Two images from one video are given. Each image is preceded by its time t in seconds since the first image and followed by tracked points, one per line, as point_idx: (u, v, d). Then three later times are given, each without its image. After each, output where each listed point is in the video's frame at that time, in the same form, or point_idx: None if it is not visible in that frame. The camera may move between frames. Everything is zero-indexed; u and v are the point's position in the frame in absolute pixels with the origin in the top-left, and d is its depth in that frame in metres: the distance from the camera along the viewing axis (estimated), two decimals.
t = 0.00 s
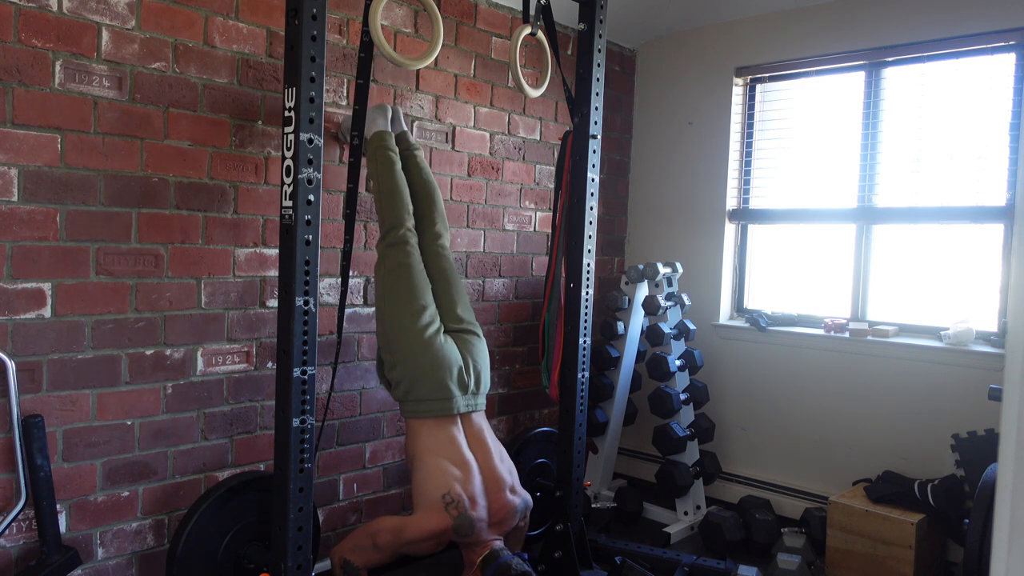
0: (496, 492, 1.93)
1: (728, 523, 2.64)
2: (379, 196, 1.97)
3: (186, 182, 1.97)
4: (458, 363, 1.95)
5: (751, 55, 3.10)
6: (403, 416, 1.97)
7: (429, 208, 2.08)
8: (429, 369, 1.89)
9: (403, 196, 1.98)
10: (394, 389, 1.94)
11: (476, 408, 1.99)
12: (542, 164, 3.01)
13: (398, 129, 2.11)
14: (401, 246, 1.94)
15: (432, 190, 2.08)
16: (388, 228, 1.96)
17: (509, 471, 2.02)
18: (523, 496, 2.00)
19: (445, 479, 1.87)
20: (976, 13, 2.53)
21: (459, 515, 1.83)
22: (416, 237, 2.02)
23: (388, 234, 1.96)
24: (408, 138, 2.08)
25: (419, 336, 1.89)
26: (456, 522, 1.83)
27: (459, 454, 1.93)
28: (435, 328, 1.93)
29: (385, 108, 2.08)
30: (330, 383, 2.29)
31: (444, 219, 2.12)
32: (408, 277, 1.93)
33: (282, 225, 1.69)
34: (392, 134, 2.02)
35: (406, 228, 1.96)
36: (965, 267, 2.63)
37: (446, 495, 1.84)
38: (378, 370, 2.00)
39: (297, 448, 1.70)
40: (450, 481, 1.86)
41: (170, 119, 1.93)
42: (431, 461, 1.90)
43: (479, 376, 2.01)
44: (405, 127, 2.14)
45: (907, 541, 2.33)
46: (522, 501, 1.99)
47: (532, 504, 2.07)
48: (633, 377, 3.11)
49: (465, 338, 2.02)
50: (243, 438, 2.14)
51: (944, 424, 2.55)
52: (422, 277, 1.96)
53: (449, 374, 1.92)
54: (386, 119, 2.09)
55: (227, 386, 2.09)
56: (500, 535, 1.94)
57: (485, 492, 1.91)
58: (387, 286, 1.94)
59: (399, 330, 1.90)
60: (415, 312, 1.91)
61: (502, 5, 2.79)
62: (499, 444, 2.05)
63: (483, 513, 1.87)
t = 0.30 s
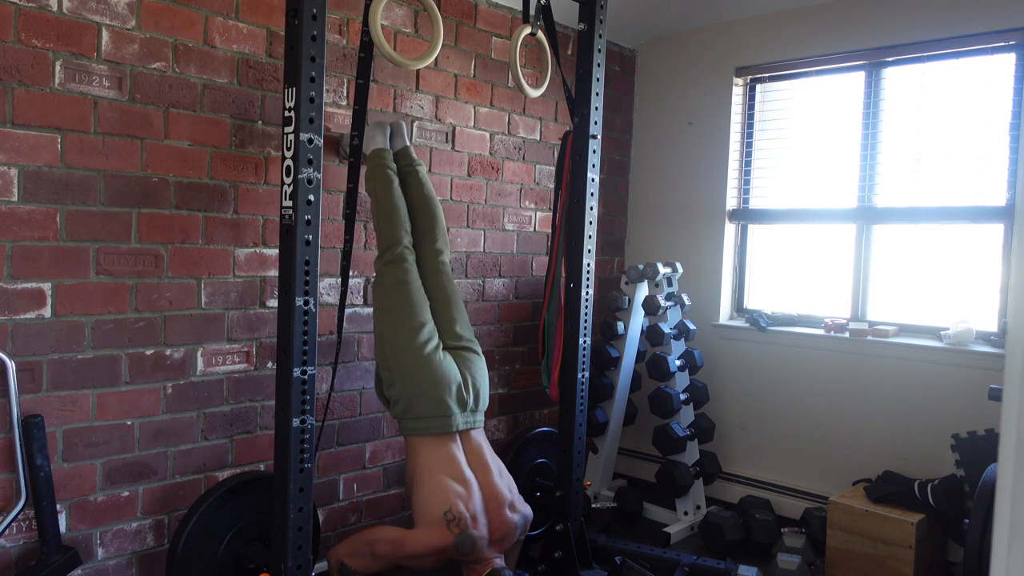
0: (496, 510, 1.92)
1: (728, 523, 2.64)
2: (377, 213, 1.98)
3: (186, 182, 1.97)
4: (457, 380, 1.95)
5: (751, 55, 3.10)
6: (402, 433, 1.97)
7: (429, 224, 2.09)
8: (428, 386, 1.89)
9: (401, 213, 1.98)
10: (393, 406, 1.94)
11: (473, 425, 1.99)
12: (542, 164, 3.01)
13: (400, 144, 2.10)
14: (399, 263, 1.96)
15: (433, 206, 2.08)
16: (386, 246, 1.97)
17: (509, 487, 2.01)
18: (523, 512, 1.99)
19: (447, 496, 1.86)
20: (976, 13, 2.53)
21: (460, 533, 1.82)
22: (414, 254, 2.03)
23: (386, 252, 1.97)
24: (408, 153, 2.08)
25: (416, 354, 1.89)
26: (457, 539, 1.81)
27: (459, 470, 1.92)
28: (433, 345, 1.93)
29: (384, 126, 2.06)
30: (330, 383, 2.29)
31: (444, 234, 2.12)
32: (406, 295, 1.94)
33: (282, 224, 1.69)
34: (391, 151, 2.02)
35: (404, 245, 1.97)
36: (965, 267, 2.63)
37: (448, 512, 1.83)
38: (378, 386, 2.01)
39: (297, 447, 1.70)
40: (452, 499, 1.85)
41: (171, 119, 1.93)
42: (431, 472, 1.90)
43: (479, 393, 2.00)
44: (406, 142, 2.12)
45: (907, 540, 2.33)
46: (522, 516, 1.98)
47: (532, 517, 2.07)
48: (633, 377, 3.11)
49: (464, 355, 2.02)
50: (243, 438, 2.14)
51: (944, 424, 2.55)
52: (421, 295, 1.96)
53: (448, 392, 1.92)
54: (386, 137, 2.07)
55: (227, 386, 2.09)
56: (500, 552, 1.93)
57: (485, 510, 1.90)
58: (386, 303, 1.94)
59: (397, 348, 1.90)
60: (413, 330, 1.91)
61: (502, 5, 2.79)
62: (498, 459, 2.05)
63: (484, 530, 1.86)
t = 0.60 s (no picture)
0: (495, 523, 1.90)
1: (729, 523, 2.64)
2: (375, 227, 1.98)
3: (186, 182, 1.97)
4: (455, 393, 1.95)
5: (751, 55, 3.10)
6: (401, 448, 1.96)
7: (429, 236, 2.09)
8: (425, 401, 1.89)
9: (398, 227, 1.99)
10: (391, 421, 1.94)
11: (472, 438, 1.99)
12: (542, 164, 3.01)
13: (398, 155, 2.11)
14: (397, 277, 1.96)
15: (433, 218, 2.08)
16: (384, 260, 1.98)
17: (507, 499, 1.99)
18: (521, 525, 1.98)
19: (448, 510, 1.83)
20: (976, 13, 2.53)
21: (460, 547, 1.80)
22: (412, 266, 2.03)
23: (384, 266, 1.98)
24: (409, 165, 2.08)
25: (414, 368, 1.89)
26: (457, 554, 1.79)
27: (458, 484, 1.90)
28: (431, 359, 1.93)
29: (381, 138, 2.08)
30: (330, 384, 2.29)
31: (444, 246, 2.12)
32: (405, 308, 1.94)
33: (282, 224, 1.69)
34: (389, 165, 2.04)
35: (402, 258, 1.98)
36: (965, 267, 2.63)
37: (448, 526, 1.80)
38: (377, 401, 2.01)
39: (297, 447, 1.70)
40: (452, 512, 1.83)
41: (171, 119, 1.93)
42: (429, 482, 1.88)
43: (476, 406, 2.00)
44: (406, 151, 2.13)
45: (907, 540, 2.33)
46: (521, 530, 1.96)
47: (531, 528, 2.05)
48: (633, 377, 3.11)
49: (461, 368, 2.02)
50: (243, 438, 2.14)
51: (944, 424, 2.55)
52: (419, 308, 1.97)
53: (447, 406, 1.92)
54: (383, 149, 2.09)
55: (227, 386, 2.09)
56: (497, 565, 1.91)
57: (484, 523, 1.88)
58: (384, 317, 1.95)
59: (395, 363, 1.91)
60: (411, 344, 1.91)
61: (502, 5, 2.79)
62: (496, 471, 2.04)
63: (483, 544, 1.84)
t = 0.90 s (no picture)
0: (484, 503, 1.94)
1: (729, 523, 2.64)
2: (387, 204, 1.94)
3: (185, 182, 1.97)
4: (447, 381, 1.96)
5: (751, 55, 3.10)
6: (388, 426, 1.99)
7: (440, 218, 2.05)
8: (418, 386, 1.90)
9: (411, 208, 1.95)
10: (381, 399, 1.96)
11: (460, 424, 2.00)
12: (542, 164, 3.01)
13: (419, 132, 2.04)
14: (405, 258, 1.93)
15: (446, 200, 2.04)
16: (394, 238, 1.93)
17: (495, 479, 2.03)
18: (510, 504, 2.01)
19: (436, 491, 1.88)
20: (976, 13, 2.53)
21: (451, 525, 1.84)
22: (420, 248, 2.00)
23: (392, 244, 1.94)
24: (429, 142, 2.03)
25: (411, 352, 1.88)
26: (449, 532, 1.83)
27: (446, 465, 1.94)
28: (428, 345, 1.92)
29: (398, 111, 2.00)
30: (330, 383, 2.29)
31: (453, 228, 2.08)
32: (408, 291, 1.91)
33: (282, 225, 1.69)
34: (407, 141, 1.97)
35: (412, 240, 1.94)
36: (965, 267, 2.63)
37: (437, 506, 1.85)
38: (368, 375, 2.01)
39: (297, 447, 1.70)
40: (440, 493, 1.87)
41: (170, 119, 1.93)
42: (418, 466, 1.92)
43: (466, 394, 2.01)
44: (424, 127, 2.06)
45: (907, 540, 2.33)
46: (510, 509, 2.00)
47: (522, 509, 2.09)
48: (633, 377, 3.11)
49: (455, 354, 2.02)
50: (243, 438, 2.14)
51: (944, 424, 2.55)
52: (422, 292, 1.94)
53: (438, 393, 1.93)
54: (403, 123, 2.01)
55: (227, 386, 2.09)
56: (490, 543, 1.95)
57: (473, 502, 1.92)
58: (386, 296, 1.92)
59: (392, 344, 1.89)
60: (411, 328, 1.90)
61: (502, 5, 2.79)
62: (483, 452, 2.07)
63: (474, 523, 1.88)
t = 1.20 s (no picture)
0: (476, 474, 1.97)
1: (729, 523, 2.64)
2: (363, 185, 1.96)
3: (185, 182, 1.97)
4: (433, 357, 1.97)
5: (751, 55, 3.10)
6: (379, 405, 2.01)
7: (421, 197, 2.07)
8: (403, 362, 1.92)
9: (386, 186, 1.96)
10: (370, 378, 1.98)
11: (450, 399, 2.03)
12: (542, 164, 3.01)
13: (397, 113, 2.05)
14: (383, 237, 1.94)
15: (426, 179, 2.06)
16: (372, 218, 1.95)
17: (488, 452, 2.07)
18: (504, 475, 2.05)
19: (426, 464, 1.92)
20: (976, 13, 2.53)
21: (443, 495, 1.88)
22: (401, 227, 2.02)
23: (372, 224, 1.96)
24: (406, 123, 2.04)
25: (394, 329, 1.90)
26: (442, 502, 1.87)
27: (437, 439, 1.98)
28: (412, 321, 1.94)
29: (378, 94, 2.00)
30: (330, 383, 2.30)
31: (437, 208, 2.10)
32: (389, 269, 1.93)
33: (282, 225, 1.69)
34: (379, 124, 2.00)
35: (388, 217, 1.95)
36: (965, 267, 2.63)
37: (428, 476, 1.90)
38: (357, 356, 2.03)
39: (297, 447, 1.70)
40: (429, 465, 1.92)
41: (170, 119, 1.93)
42: (409, 443, 1.95)
43: (454, 370, 2.03)
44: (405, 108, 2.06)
45: (907, 540, 2.33)
46: (504, 479, 2.04)
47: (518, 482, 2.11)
48: (633, 377, 3.11)
49: (441, 332, 2.04)
50: (243, 438, 2.14)
51: (944, 424, 2.55)
52: (403, 270, 1.96)
53: (424, 369, 1.95)
54: (380, 105, 2.01)
55: (227, 386, 2.09)
56: (487, 513, 1.98)
57: (465, 474, 1.96)
58: (368, 276, 1.94)
59: (376, 323, 1.91)
60: (393, 305, 1.91)
61: (502, 5, 2.79)
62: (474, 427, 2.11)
63: (466, 491, 1.92)
